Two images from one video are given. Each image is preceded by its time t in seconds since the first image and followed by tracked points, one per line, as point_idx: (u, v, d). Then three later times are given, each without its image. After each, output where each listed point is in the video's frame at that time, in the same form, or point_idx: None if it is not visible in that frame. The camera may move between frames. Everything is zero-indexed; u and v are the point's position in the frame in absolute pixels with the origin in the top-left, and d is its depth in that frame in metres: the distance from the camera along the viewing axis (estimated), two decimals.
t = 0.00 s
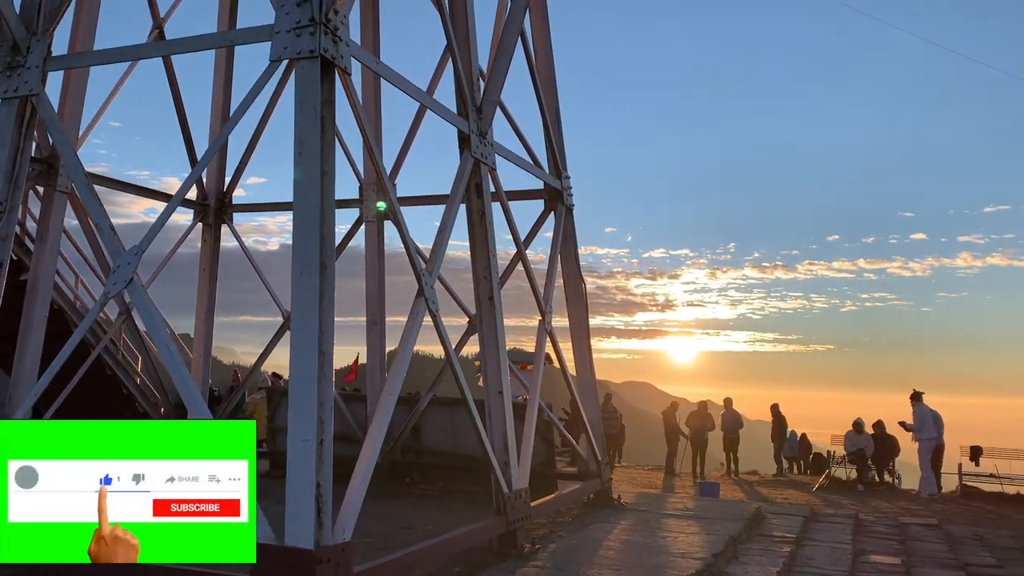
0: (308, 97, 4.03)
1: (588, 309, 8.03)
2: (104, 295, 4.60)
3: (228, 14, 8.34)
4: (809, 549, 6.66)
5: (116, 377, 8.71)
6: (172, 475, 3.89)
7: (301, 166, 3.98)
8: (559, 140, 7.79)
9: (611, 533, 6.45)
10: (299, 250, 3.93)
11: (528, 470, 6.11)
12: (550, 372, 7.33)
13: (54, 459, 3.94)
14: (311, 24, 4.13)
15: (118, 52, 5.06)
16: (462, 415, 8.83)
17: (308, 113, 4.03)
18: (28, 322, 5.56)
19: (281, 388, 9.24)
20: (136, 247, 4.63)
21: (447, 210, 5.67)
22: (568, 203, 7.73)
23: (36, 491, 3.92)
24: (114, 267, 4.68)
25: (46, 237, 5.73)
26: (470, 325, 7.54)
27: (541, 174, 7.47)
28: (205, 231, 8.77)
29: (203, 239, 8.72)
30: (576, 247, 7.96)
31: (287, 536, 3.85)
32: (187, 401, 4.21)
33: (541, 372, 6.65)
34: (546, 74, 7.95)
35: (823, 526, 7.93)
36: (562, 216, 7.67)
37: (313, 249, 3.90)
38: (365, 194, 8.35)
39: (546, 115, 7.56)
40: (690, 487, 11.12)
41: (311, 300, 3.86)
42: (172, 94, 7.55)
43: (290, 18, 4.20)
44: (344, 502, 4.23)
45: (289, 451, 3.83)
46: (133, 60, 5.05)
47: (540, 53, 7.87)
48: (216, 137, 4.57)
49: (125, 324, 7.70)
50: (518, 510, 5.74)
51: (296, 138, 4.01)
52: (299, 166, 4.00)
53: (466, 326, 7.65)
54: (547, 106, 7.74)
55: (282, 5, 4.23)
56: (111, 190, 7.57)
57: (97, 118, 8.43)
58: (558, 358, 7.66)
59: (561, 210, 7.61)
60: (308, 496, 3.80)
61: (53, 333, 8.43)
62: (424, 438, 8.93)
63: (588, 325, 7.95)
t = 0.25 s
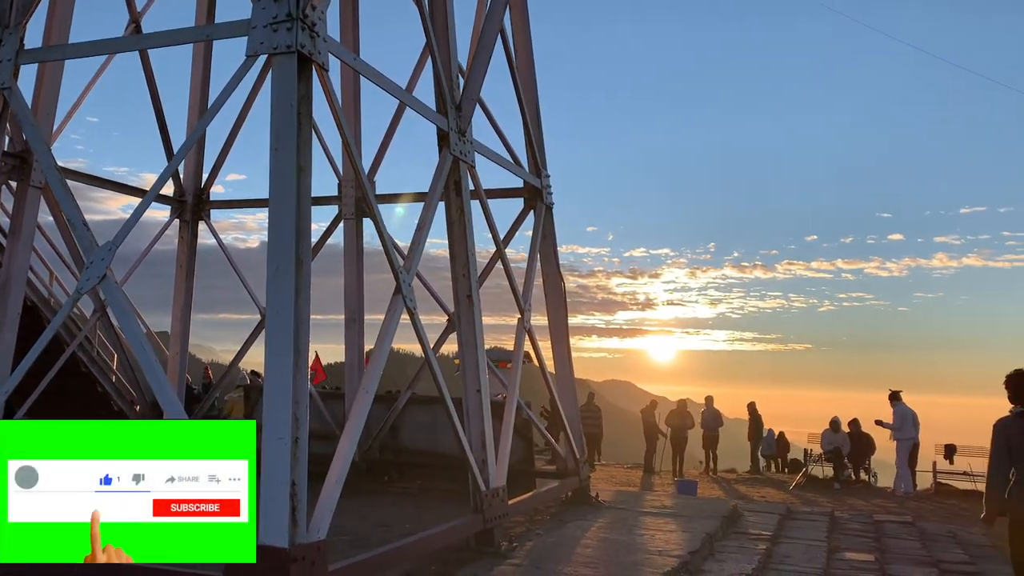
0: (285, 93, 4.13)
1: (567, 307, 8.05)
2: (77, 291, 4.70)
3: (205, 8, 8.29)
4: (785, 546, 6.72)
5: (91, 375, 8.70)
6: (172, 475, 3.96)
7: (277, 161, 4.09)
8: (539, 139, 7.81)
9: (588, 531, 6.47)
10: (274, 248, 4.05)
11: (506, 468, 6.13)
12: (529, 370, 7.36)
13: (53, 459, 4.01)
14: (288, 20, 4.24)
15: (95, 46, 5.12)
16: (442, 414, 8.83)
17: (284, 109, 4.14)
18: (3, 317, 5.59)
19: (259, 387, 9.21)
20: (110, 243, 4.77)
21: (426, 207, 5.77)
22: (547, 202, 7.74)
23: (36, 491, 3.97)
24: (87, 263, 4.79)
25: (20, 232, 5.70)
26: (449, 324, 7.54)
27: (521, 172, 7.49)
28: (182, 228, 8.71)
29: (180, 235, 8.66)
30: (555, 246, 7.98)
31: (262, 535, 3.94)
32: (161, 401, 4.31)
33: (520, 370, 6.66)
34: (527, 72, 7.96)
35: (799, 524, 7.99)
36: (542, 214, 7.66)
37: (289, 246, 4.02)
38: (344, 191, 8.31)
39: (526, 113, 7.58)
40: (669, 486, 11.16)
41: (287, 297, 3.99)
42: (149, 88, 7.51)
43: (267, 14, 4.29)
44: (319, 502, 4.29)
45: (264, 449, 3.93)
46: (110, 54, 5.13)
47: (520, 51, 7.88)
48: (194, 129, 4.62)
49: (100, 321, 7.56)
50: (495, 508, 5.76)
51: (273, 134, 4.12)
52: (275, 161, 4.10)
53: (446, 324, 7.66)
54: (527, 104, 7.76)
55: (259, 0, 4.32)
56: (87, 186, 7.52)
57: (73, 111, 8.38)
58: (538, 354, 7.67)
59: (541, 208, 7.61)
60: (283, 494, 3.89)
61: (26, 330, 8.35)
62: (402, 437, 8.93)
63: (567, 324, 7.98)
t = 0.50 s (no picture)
0: (257, 89, 4.14)
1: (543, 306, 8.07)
2: (45, 287, 4.66)
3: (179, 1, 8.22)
4: (757, 543, 6.79)
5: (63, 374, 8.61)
6: (172, 475, 3.72)
7: (249, 158, 4.10)
8: (516, 137, 7.82)
9: (562, 528, 6.50)
10: (244, 245, 4.07)
11: (480, 466, 6.15)
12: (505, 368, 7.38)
13: (53, 459, 3.75)
14: (261, 15, 4.25)
15: (63, 40, 5.07)
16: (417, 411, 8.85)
17: (257, 105, 4.15)
18: None
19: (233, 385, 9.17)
20: (78, 239, 4.73)
21: (401, 205, 5.81)
22: (524, 199, 7.75)
23: (36, 492, 3.73)
24: (56, 258, 4.76)
25: None
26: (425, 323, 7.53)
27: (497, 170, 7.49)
28: (156, 223, 8.63)
29: (154, 231, 8.57)
30: (532, 245, 7.99)
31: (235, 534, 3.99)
32: (132, 402, 4.34)
33: (495, 368, 6.67)
34: (504, 71, 7.96)
35: (772, 521, 8.08)
36: (518, 212, 7.68)
37: (261, 243, 4.05)
38: (320, 187, 8.28)
39: (503, 112, 7.58)
40: (644, 483, 11.24)
41: (257, 295, 4.02)
42: (121, 82, 7.43)
43: (240, 9, 4.29)
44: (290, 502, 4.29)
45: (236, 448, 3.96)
46: (80, 47, 5.09)
47: (497, 49, 7.89)
48: (168, 121, 4.61)
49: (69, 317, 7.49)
50: (470, 506, 5.77)
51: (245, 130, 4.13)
52: (247, 158, 4.11)
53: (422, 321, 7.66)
54: (504, 102, 7.76)
55: None
56: (59, 181, 7.41)
57: (45, 103, 8.19)
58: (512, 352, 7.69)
59: (517, 206, 7.62)
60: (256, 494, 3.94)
61: None
62: (378, 435, 8.93)
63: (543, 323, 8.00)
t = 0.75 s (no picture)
0: (234, 85, 4.12)
1: (522, 305, 8.09)
2: (18, 285, 4.61)
3: None
4: (735, 540, 6.84)
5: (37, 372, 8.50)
6: (172, 474, 3.49)
7: (226, 154, 4.07)
8: (496, 136, 7.83)
9: (542, 526, 6.52)
10: (221, 242, 4.05)
11: (459, 464, 6.15)
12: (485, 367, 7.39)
13: (53, 458, 3.57)
14: (239, 11, 4.23)
15: (37, 33, 5.00)
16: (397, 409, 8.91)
17: (234, 101, 4.12)
18: None
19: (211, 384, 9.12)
20: (52, 235, 4.68)
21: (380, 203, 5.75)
22: (504, 198, 7.76)
23: (36, 492, 3.56)
24: (29, 256, 4.71)
25: None
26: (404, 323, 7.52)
27: (477, 169, 7.50)
28: (133, 221, 8.56)
29: (131, 228, 8.51)
30: (512, 244, 7.99)
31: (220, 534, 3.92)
32: (108, 404, 4.32)
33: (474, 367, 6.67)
34: (484, 70, 7.97)
35: (750, 518, 8.14)
36: (498, 211, 7.70)
37: (238, 240, 4.03)
38: (298, 184, 8.24)
39: (482, 112, 7.59)
40: (623, 481, 11.28)
41: (234, 293, 4.01)
42: (97, 76, 7.35)
43: (217, 5, 4.27)
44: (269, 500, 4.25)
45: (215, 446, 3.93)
46: (55, 41, 5.02)
47: (477, 48, 7.89)
48: (145, 115, 4.56)
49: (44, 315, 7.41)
50: (448, 505, 5.77)
51: (221, 127, 4.10)
52: (224, 154, 4.09)
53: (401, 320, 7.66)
54: (483, 101, 7.77)
55: None
56: (33, 176, 7.32)
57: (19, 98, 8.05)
58: (491, 351, 7.72)
59: (497, 205, 7.65)
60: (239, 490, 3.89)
61: None
62: (357, 434, 8.93)
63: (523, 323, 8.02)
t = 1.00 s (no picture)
0: (203, 79, 4.08)
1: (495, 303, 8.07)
2: None
3: None
4: (704, 535, 6.92)
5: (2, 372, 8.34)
6: (172, 475, 3.71)
7: (195, 149, 4.04)
8: (468, 133, 7.81)
9: (514, 523, 6.54)
10: (189, 239, 4.01)
11: (431, 462, 6.16)
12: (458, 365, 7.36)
13: (53, 459, 3.73)
14: (207, 5, 4.19)
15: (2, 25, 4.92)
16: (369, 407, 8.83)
17: (202, 95, 4.08)
18: None
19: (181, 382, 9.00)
20: (15, 232, 4.60)
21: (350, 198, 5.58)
22: (477, 195, 7.75)
23: (35, 492, 3.70)
24: None
25: None
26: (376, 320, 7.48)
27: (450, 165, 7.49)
28: (100, 216, 8.42)
29: (97, 224, 8.37)
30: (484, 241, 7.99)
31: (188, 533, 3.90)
32: (75, 403, 4.26)
33: (445, 364, 6.68)
34: (456, 66, 7.94)
35: (720, 513, 8.23)
36: (471, 208, 7.69)
37: (207, 237, 3.99)
38: (270, 180, 8.16)
39: (455, 108, 7.57)
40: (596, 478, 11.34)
41: (202, 290, 3.96)
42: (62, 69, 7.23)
43: None
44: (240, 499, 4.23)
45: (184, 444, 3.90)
46: (20, 34, 4.94)
47: (449, 44, 7.86)
48: (112, 109, 4.51)
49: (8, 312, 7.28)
50: (420, 503, 5.77)
51: (190, 122, 4.06)
52: (192, 149, 4.05)
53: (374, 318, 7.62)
54: (456, 97, 7.75)
55: None
56: None
57: None
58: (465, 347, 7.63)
59: (470, 202, 7.64)
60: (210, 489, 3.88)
61: None
62: (329, 432, 8.87)
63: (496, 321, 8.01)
